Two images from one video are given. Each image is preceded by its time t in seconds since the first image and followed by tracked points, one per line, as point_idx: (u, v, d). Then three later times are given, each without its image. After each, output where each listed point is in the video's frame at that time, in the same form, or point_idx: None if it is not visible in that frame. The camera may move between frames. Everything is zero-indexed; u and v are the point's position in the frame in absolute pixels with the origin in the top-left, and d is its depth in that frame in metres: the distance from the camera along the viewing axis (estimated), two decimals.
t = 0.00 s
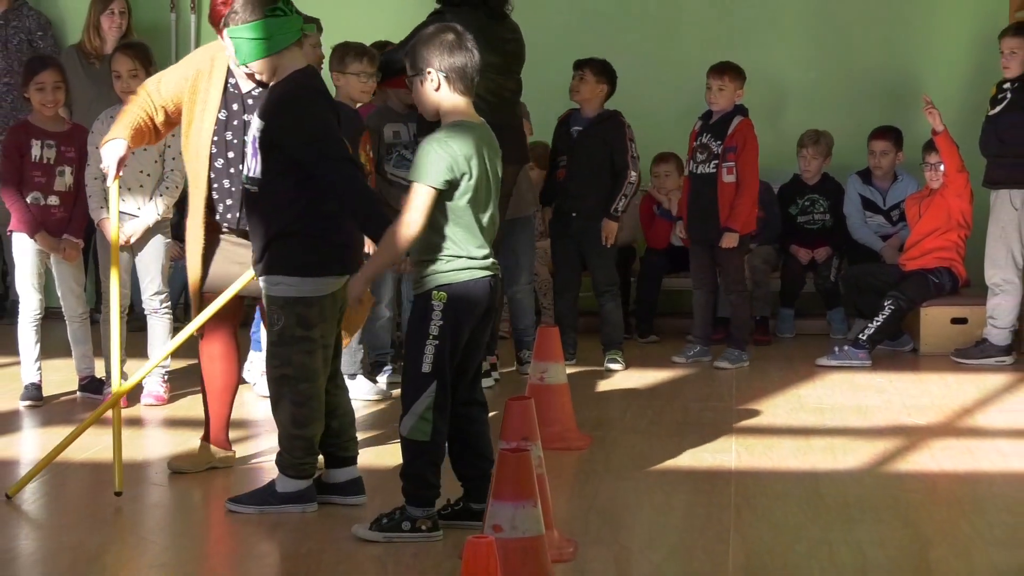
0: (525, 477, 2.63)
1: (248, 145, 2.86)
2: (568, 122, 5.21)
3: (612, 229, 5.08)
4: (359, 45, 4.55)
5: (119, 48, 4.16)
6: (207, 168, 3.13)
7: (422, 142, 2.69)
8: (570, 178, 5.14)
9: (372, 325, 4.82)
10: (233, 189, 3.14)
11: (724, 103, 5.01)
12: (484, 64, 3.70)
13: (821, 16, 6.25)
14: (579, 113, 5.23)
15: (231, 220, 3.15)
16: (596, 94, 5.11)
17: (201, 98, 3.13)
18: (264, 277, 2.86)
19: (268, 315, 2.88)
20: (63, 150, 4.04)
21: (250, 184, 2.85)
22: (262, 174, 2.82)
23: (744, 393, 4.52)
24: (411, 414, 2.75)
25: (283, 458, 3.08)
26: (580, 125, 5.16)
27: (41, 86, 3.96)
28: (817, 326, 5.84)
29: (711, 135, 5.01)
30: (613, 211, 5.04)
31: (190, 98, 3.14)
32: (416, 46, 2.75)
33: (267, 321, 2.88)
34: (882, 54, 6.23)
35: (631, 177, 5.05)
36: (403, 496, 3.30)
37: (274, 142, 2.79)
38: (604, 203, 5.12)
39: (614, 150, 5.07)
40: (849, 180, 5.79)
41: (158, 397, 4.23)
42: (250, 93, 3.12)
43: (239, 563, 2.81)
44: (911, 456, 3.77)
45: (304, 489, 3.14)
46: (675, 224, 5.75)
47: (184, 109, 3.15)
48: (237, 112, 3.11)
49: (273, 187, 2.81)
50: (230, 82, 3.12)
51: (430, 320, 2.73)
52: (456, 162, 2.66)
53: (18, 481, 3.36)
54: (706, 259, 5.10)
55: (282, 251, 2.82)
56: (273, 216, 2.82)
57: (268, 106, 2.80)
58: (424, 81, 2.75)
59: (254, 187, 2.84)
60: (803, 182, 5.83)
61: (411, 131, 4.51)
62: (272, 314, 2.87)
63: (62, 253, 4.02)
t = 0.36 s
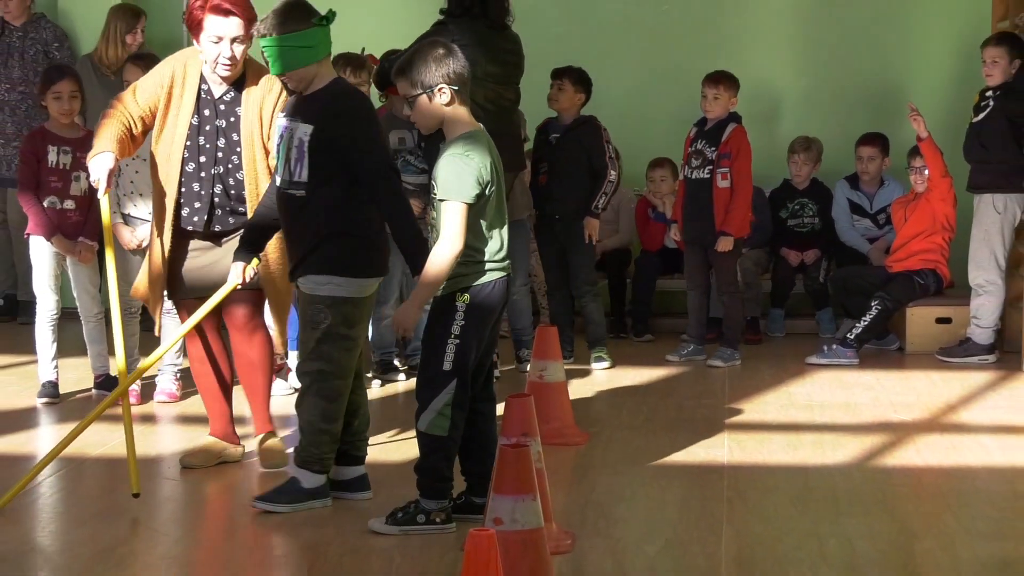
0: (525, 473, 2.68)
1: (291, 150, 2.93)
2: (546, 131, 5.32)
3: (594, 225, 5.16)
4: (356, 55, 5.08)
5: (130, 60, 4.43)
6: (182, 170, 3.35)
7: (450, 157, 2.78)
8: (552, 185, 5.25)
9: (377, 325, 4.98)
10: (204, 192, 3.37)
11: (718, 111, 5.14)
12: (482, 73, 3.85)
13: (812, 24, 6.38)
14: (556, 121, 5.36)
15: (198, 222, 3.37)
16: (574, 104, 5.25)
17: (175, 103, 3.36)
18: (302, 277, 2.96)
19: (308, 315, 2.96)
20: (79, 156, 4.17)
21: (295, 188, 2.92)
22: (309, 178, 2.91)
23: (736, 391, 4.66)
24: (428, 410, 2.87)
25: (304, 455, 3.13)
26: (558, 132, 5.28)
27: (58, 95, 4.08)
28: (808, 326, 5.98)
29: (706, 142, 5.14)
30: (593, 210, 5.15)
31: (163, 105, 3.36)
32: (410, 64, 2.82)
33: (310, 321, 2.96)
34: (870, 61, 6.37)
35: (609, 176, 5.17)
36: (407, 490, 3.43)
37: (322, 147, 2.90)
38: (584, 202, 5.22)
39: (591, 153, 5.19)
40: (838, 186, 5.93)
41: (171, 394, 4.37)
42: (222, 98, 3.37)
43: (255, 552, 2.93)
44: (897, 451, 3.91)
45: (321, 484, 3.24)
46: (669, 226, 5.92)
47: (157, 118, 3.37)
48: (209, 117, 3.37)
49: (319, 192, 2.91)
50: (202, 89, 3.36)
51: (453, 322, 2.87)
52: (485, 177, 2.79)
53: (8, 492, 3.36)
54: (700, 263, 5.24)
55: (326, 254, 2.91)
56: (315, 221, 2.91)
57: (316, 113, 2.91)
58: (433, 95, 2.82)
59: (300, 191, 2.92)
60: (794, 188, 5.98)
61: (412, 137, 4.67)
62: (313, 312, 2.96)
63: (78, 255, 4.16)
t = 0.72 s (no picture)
0: (526, 468, 2.77)
1: (317, 155, 3.01)
2: (544, 137, 5.43)
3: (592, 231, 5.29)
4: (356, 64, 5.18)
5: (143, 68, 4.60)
6: (174, 175, 3.36)
7: (446, 160, 2.87)
8: (550, 189, 5.34)
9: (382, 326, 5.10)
10: (197, 198, 3.37)
11: (707, 117, 5.24)
12: (490, 79, 4.06)
13: (806, 31, 6.49)
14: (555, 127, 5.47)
15: (191, 226, 3.38)
16: (572, 110, 5.37)
17: (170, 110, 3.37)
18: (321, 282, 3.04)
19: (335, 320, 3.06)
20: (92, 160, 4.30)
21: (320, 193, 3.01)
22: (336, 184, 2.99)
23: (732, 389, 4.77)
24: (433, 410, 2.97)
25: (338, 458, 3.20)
26: (555, 138, 5.38)
27: (72, 102, 4.20)
28: (801, 326, 6.09)
29: (696, 148, 5.25)
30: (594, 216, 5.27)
31: (161, 111, 3.38)
32: (404, 77, 2.86)
33: (340, 326, 3.06)
34: (863, 67, 6.48)
35: (607, 183, 5.29)
36: (411, 486, 3.54)
37: (352, 155, 3.00)
38: (584, 208, 5.32)
39: (588, 159, 5.30)
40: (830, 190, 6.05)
41: (182, 392, 4.50)
42: (217, 106, 3.35)
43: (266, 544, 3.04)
44: (889, 449, 4.01)
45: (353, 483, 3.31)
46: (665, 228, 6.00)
47: (154, 122, 3.39)
48: (203, 123, 3.35)
49: (344, 197, 3.00)
50: (197, 96, 3.36)
51: (452, 321, 2.98)
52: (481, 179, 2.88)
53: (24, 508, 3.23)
54: (694, 265, 5.34)
55: (350, 260, 3.02)
56: (338, 228, 3.01)
57: (346, 121, 3.00)
58: (431, 105, 2.88)
59: (326, 196, 3.01)
60: (789, 190, 6.09)
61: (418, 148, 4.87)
62: (343, 318, 3.06)
63: (94, 257, 4.27)
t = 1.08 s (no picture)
0: (529, 465, 2.82)
1: (337, 160, 3.08)
2: (546, 142, 5.55)
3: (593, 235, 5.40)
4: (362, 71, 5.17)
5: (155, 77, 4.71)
6: (184, 178, 3.42)
7: (465, 163, 3.01)
8: (553, 194, 5.47)
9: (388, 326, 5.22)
10: (206, 200, 3.44)
11: (701, 122, 5.34)
12: (498, 85, 4.22)
13: (802, 36, 6.60)
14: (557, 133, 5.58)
15: (201, 228, 3.46)
16: (573, 115, 5.48)
17: (178, 113, 3.44)
18: (343, 288, 3.12)
19: (359, 324, 3.15)
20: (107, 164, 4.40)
21: (342, 198, 3.09)
22: (357, 190, 3.09)
23: (727, 387, 4.89)
24: (443, 406, 3.09)
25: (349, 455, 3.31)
26: (557, 143, 5.49)
27: (87, 107, 4.30)
28: (795, 326, 6.21)
29: (692, 152, 5.36)
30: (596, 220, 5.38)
31: (169, 114, 3.46)
32: (432, 80, 2.96)
33: (364, 330, 3.16)
34: (858, 72, 6.59)
35: (607, 188, 5.39)
36: (417, 480, 3.65)
37: (371, 161, 3.09)
38: (585, 212, 5.44)
39: (590, 164, 5.40)
40: (824, 194, 6.16)
41: (194, 389, 4.64)
42: (225, 109, 3.42)
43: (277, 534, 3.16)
44: (880, 445, 4.12)
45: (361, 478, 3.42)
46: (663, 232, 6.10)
47: (162, 125, 3.47)
48: (211, 125, 3.42)
49: (365, 202, 3.10)
50: (204, 100, 3.42)
51: (465, 319, 3.08)
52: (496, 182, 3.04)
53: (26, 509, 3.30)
54: (690, 267, 5.45)
55: (370, 267, 3.13)
56: (359, 234, 3.11)
57: (368, 128, 3.09)
58: (458, 107, 3.03)
59: (347, 201, 3.09)
60: (789, 193, 6.19)
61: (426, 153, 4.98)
62: (366, 322, 3.16)
63: (108, 258, 4.35)
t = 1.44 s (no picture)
0: (530, 462, 2.89)
1: (324, 168, 3.13)
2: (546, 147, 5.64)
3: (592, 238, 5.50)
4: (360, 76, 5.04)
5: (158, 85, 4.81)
6: (196, 177, 3.52)
7: (479, 167, 3.13)
8: (552, 198, 5.57)
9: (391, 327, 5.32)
10: (217, 200, 3.53)
11: (702, 128, 5.45)
12: (501, 93, 4.33)
13: (796, 41, 6.71)
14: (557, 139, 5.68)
15: (211, 228, 3.54)
16: (572, 122, 5.56)
17: (191, 115, 3.52)
18: (336, 294, 3.17)
19: (354, 328, 3.22)
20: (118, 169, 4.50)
21: (331, 205, 3.15)
22: (344, 197, 3.15)
23: (723, 387, 4.99)
24: (451, 404, 3.16)
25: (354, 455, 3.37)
26: (557, 149, 5.59)
27: (99, 114, 4.40)
28: (789, 327, 6.32)
29: (691, 157, 5.46)
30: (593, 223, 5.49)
31: (181, 115, 3.53)
32: (449, 87, 3.04)
33: (359, 333, 3.23)
34: (851, 77, 6.70)
35: (604, 193, 5.49)
36: (421, 478, 3.75)
37: (357, 167, 3.17)
38: (583, 216, 5.54)
39: (587, 168, 5.50)
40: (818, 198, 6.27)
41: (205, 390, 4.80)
42: (237, 111, 3.51)
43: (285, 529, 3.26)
44: (872, 443, 4.23)
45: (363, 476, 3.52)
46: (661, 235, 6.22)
47: (174, 125, 3.54)
48: (223, 127, 3.51)
49: (352, 209, 3.17)
50: (217, 102, 3.51)
51: (476, 320, 3.17)
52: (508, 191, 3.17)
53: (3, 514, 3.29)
54: (687, 268, 5.56)
55: (361, 272, 3.19)
56: (350, 240, 3.17)
57: (351, 135, 3.16)
58: (472, 112, 3.10)
59: (336, 208, 3.15)
60: (783, 197, 6.29)
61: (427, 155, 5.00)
62: (362, 326, 3.23)
63: (120, 260, 4.49)
